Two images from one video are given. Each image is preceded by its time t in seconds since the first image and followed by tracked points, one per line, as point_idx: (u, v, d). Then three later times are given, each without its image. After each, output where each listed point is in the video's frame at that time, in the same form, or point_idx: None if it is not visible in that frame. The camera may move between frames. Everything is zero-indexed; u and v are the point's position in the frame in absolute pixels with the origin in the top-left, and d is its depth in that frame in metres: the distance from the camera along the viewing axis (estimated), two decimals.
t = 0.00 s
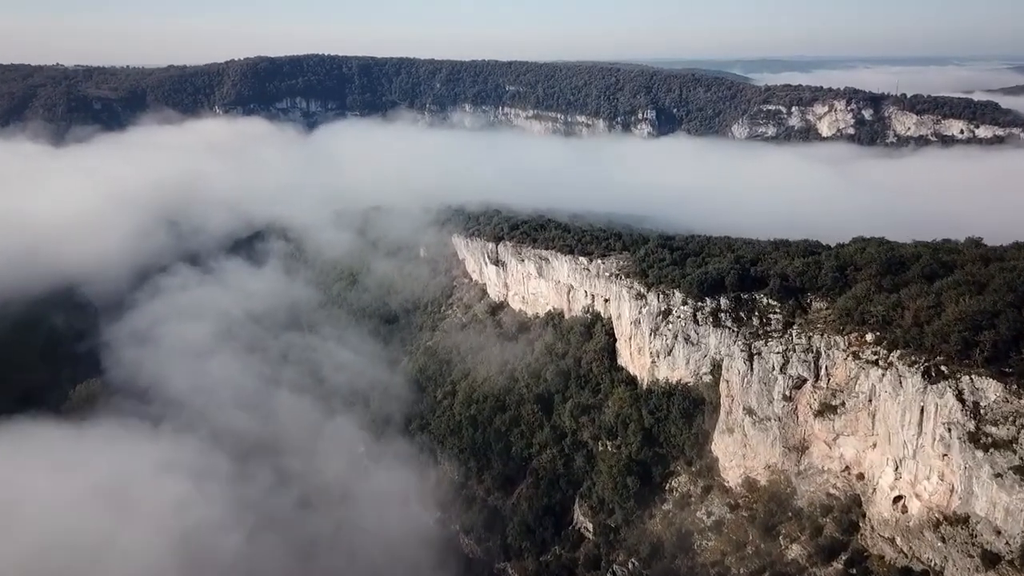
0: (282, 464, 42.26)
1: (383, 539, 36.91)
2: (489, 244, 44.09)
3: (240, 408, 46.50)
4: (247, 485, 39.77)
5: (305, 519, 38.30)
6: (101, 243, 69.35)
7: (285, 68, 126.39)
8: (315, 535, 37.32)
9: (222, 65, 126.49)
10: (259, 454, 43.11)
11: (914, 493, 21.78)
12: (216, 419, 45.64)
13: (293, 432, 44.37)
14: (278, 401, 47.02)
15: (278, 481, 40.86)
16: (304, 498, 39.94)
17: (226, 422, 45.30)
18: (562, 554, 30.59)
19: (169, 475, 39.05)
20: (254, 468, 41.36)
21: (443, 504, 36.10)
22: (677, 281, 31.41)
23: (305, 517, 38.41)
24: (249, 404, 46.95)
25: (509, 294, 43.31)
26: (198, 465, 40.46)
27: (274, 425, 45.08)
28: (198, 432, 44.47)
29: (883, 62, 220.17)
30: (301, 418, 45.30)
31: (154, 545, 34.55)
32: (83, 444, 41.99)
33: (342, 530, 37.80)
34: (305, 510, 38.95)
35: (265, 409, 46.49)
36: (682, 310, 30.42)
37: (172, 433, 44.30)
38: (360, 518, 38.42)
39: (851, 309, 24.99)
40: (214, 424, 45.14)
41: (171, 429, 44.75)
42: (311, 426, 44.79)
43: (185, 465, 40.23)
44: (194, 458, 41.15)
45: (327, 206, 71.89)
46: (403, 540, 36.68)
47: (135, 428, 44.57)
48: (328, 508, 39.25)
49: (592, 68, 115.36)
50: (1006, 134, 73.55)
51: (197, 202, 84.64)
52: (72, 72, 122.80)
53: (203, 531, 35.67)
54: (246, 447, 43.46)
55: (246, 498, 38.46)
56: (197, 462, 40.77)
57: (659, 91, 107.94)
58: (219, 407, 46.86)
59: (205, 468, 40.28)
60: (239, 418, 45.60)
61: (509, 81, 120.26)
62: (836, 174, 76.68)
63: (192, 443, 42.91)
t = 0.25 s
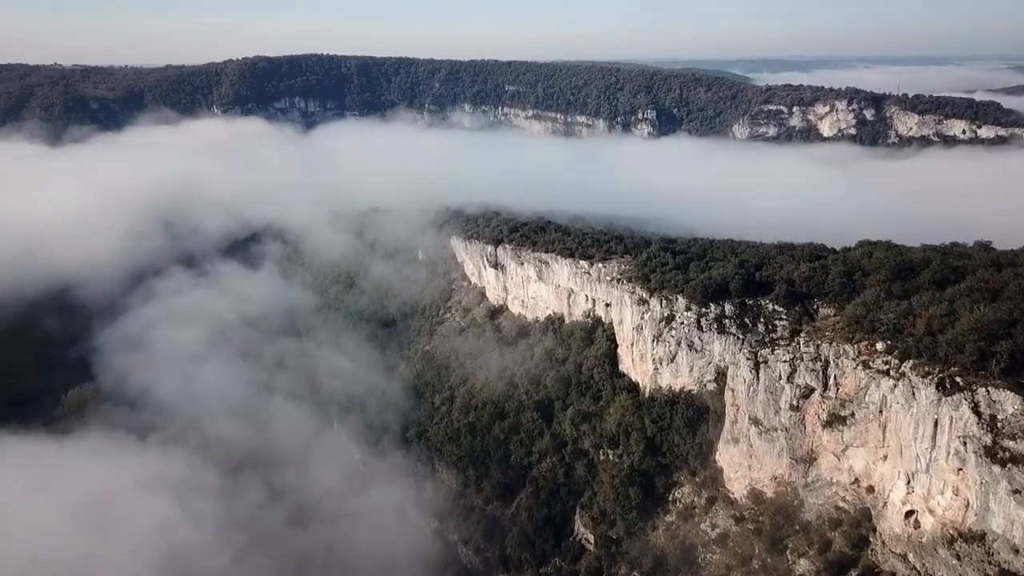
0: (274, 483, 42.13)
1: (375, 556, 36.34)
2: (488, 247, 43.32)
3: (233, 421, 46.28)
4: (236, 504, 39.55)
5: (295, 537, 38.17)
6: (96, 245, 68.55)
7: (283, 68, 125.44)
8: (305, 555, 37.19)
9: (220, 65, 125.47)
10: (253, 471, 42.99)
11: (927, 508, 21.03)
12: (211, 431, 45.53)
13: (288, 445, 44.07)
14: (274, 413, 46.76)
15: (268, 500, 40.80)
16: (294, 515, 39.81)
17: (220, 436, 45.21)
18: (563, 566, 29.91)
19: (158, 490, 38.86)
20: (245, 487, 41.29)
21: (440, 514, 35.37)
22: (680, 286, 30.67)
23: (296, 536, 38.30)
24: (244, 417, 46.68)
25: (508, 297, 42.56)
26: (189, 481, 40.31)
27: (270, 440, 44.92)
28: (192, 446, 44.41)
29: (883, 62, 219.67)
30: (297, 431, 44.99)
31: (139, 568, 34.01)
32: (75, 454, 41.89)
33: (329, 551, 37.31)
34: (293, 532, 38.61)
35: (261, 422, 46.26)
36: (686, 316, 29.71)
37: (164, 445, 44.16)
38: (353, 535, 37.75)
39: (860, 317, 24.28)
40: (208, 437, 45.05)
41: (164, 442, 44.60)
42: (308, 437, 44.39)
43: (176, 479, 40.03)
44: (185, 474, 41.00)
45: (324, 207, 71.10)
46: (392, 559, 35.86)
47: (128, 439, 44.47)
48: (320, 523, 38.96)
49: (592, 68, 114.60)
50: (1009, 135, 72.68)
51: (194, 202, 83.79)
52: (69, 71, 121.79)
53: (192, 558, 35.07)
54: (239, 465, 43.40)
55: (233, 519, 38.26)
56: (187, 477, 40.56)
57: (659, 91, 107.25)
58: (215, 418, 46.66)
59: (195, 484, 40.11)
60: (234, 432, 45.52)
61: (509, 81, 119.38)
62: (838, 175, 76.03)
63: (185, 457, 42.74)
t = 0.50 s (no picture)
0: (268, 495, 41.66)
1: None
2: (488, 249, 42.57)
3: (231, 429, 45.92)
4: (226, 519, 38.97)
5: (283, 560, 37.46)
6: (91, 248, 67.90)
7: (282, 68, 124.40)
8: None
9: (218, 64, 124.44)
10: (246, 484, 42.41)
11: (941, 524, 20.27)
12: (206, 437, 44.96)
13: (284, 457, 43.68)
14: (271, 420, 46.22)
15: (259, 517, 40.08)
16: (284, 535, 39.19)
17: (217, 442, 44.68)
18: None
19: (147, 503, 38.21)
20: (239, 498, 40.83)
21: (438, 524, 34.61)
22: (683, 291, 29.87)
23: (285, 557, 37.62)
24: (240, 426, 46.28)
25: (508, 301, 41.85)
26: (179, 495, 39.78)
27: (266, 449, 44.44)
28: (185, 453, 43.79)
29: (885, 61, 218.69)
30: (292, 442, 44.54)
31: None
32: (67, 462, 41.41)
33: (319, 570, 36.58)
34: (283, 551, 38.03)
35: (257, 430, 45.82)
36: (689, 323, 28.96)
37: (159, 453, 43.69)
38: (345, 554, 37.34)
39: (871, 325, 23.52)
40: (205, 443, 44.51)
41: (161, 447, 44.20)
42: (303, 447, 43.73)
43: (164, 491, 39.30)
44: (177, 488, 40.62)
45: (321, 209, 70.35)
46: None
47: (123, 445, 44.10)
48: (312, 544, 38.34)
49: (592, 68, 113.74)
50: (1012, 135, 71.59)
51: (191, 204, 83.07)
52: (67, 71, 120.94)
53: None
54: (231, 477, 42.76)
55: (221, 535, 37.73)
56: (177, 488, 40.05)
57: (660, 91, 106.45)
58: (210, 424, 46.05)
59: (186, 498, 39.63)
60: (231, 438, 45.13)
61: (509, 81, 118.40)
62: (840, 177, 75.29)
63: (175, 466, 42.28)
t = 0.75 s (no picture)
0: (263, 508, 40.16)
1: None
2: (486, 253, 41.80)
3: (223, 438, 44.53)
4: (217, 531, 37.56)
5: None
6: (86, 250, 67.06)
7: (280, 68, 123.54)
8: None
9: (216, 64, 123.55)
10: (239, 495, 41.08)
11: (957, 543, 19.52)
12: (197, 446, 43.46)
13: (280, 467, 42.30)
14: (266, 428, 45.00)
15: (251, 531, 38.57)
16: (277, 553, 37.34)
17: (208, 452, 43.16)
18: None
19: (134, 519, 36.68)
20: (231, 510, 39.32)
21: (434, 534, 33.78)
22: (687, 297, 29.08)
23: None
24: (234, 433, 45.03)
25: (507, 305, 41.07)
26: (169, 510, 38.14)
27: (260, 458, 43.26)
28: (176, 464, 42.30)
29: (885, 61, 217.98)
30: (287, 451, 43.31)
31: None
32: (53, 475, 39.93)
33: None
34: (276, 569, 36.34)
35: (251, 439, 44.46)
36: (693, 330, 28.19)
37: (148, 465, 42.13)
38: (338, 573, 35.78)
39: (883, 333, 22.73)
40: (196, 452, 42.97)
41: (150, 458, 42.64)
42: (298, 457, 42.93)
43: (153, 505, 37.86)
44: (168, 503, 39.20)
45: (318, 210, 69.53)
46: None
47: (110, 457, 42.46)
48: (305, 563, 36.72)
49: (592, 68, 112.95)
50: (1014, 136, 70.83)
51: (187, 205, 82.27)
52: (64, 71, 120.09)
53: None
54: (224, 487, 41.44)
55: (214, 551, 36.18)
56: (167, 500, 38.59)
57: (660, 91, 105.69)
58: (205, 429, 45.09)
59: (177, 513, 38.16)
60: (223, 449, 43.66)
61: (508, 81, 117.59)
62: (843, 177, 74.51)
63: (166, 477, 40.81)
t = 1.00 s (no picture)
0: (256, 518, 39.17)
1: None
2: (486, 256, 41.05)
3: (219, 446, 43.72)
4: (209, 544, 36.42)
5: None
6: (80, 252, 66.20)
7: (279, 67, 122.66)
8: None
9: (214, 64, 122.61)
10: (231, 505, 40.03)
11: (974, 562, 18.77)
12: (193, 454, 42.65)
13: (277, 475, 41.54)
14: (264, 437, 44.41)
15: (243, 542, 37.43)
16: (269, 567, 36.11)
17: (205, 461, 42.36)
18: None
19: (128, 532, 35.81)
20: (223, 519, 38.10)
21: (431, 545, 33.02)
22: (691, 303, 28.31)
23: None
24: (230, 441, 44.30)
25: (506, 309, 40.32)
26: (162, 521, 37.31)
27: (257, 466, 42.54)
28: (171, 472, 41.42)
29: (885, 61, 217.54)
30: (284, 459, 42.55)
31: None
32: (45, 480, 39.06)
33: None
34: None
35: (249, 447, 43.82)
36: (697, 337, 27.44)
37: (143, 470, 41.26)
38: None
39: (894, 343, 22.01)
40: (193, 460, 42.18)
41: (145, 462, 41.75)
42: (294, 465, 42.26)
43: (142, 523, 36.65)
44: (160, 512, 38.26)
45: (316, 211, 68.75)
46: None
47: (105, 460, 41.60)
48: None
49: (592, 67, 112.20)
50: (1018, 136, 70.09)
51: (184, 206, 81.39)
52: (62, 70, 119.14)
53: None
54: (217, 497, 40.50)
55: (207, 565, 35.33)
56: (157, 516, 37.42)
57: (660, 91, 104.98)
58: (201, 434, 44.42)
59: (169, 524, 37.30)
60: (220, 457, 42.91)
61: (508, 81, 116.81)
62: (845, 178, 73.80)
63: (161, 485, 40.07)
